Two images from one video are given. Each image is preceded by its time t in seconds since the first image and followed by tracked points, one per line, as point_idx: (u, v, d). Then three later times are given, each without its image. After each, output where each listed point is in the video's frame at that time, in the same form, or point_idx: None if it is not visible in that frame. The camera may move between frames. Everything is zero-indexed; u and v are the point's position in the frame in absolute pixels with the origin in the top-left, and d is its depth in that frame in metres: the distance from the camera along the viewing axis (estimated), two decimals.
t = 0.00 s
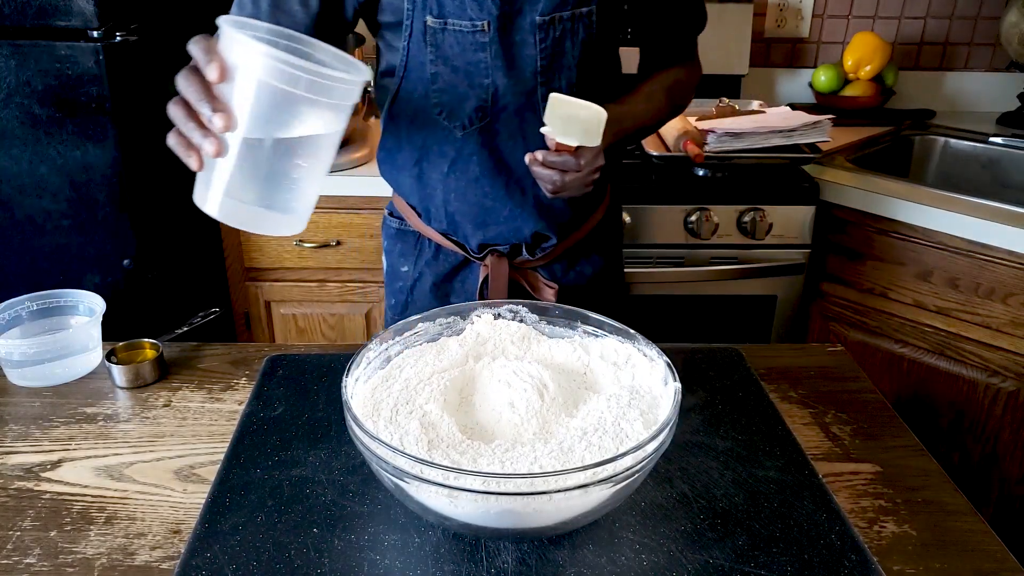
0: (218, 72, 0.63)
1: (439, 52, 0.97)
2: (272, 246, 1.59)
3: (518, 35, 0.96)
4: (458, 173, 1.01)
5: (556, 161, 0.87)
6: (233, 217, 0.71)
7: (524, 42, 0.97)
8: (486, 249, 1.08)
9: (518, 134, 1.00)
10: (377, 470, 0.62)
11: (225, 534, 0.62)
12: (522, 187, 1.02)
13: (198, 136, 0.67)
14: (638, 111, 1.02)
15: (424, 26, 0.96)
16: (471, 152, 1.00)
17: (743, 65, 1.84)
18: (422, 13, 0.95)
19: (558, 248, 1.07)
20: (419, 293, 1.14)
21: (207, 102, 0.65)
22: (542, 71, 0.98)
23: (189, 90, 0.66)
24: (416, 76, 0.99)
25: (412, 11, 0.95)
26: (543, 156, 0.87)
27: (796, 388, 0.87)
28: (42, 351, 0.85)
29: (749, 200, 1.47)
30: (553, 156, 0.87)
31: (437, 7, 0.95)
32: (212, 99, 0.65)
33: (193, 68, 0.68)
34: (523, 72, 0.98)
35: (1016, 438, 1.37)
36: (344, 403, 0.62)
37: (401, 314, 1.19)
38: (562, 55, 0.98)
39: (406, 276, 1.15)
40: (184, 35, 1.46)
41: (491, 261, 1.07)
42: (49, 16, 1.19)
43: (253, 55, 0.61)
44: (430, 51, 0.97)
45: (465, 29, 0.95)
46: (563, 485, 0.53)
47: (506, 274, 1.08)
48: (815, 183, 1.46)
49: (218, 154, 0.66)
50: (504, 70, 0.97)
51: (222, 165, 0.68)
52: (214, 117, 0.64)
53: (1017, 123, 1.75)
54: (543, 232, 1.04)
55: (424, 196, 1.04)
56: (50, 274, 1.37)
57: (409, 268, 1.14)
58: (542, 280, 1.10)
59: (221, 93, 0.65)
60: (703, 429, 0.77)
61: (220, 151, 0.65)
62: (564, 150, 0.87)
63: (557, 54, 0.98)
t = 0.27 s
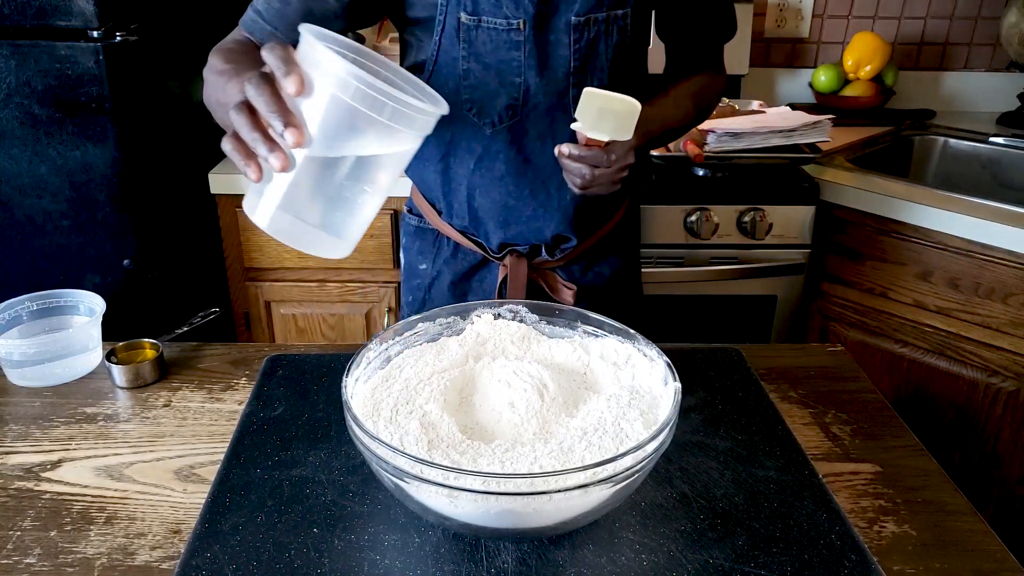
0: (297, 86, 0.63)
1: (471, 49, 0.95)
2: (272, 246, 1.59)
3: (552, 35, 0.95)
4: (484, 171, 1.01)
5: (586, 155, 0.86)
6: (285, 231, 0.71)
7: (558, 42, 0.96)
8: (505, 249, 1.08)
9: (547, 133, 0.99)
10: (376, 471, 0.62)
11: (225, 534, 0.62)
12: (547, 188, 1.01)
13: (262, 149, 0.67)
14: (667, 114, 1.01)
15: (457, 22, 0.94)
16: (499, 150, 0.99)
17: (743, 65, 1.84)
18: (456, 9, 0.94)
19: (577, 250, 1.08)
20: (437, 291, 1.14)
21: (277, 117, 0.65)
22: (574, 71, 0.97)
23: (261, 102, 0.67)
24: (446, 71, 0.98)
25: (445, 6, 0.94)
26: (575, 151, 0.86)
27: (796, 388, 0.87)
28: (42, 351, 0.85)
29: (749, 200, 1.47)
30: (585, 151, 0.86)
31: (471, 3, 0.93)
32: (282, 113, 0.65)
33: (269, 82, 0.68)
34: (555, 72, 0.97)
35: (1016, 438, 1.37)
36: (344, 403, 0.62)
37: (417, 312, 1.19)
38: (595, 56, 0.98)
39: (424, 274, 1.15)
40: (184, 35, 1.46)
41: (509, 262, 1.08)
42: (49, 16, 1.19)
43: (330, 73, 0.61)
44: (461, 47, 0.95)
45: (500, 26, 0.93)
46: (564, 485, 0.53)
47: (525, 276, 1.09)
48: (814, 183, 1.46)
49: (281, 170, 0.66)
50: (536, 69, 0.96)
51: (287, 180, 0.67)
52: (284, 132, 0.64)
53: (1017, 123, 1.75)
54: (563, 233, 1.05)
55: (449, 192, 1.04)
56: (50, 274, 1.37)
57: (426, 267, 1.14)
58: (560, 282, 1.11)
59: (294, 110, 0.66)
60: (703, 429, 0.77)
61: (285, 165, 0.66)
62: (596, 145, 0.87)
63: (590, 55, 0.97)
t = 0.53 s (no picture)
0: (337, 120, 0.57)
1: (488, 49, 0.95)
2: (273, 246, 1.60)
3: (570, 37, 0.95)
4: (496, 171, 1.01)
5: (610, 157, 0.87)
6: (297, 257, 0.64)
7: (576, 45, 0.95)
8: (513, 250, 1.08)
9: (561, 135, 0.99)
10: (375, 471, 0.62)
11: (225, 534, 0.62)
12: (559, 191, 1.02)
13: (286, 176, 0.60)
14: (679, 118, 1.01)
15: (475, 22, 0.94)
16: (513, 150, 0.99)
17: (743, 65, 1.84)
18: (474, 9, 0.93)
19: (586, 251, 1.08)
20: (444, 292, 1.14)
21: (310, 147, 0.59)
22: (590, 75, 0.97)
23: (292, 127, 0.60)
24: (461, 70, 0.97)
25: (463, 5, 0.93)
26: (598, 152, 0.87)
27: (795, 388, 0.87)
28: (42, 352, 0.85)
29: (749, 200, 1.47)
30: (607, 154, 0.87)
31: (490, 4, 0.93)
32: (317, 143, 0.59)
33: (302, 104, 0.62)
34: (572, 74, 0.97)
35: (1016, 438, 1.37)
36: (344, 403, 0.62)
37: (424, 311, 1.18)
38: (611, 60, 0.98)
39: (431, 275, 1.14)
40: (183, 35, 1.46)
41: (518, 263, 1.06)
42: (48, 16, 1.19)
43: (372, 106, 0.56)
44: (478, 47, 0.95)
45: (518, 27, 0.93)
46: (564, 485, 0.53)
47: (534, 273, 1.07)
48: (814, 183, 1.46)
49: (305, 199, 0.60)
50: (553, 72, 0.96)
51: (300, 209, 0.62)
52: (317, 164, 0.58)
53: (1017, 123, 1.76)
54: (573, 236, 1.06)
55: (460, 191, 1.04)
56: (50, 274, 1.37)
57: (433, 268, 1.13)
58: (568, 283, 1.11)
59: (329, 140, 0.60)
60: (704, 429, 0.77)
61: (312, 197, 0.59)
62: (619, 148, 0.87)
63: (606, 58, 0.97)
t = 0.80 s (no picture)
0: (360, 142, 0.57)
1: (496, 50, 0.94)
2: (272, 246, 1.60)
3: (579, 39, 0.95)
4: (501, 172, 1.01)
5: (626, 161, 0.88)
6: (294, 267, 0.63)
7: (584, 47, 0.95)
8: (517, 252, 1.08)
9: (567, 137, 0.99)
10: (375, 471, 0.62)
11: (225, 534, 0.62)
12: (564, 193, 1.02)
13: (298, 189, 0.59)
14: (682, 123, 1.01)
15: (483, 23, 0.93)
16: (518, 152, 0.99)
17: (743, 65, 1.84)
18: (482, 10, 0.93)
19: (590, 252, 1.08)
20: (446, 292, 1.15)
21: (329, 162, 0.58)
22: (598, 77, 0.97)
23: (313, 141, 0.60)
24: (468, 72, 0.97)
25: (471, 6, 0.93)
26: (614, 156, 0.88)
27: (795, 388, 0.87)
28: (42, 351, 0.85)
29: (749, 200, 1.47)
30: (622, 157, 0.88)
31: (498, 5, 0.92)
32: (335, 159, 0.58)
33: (323, 119, 0.62)
34: (579, 76, 0.96)
35: (1016, 438, 1.37)
36: (344, 403, 0.62)
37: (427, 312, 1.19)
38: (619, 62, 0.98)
39: (433, 276, 1.15)
40: (183, 34, 1.45)
41: (522, 265, 1.07)
42: (49, 16, 1.19)
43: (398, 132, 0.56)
44: (485, 48, 0.94)
45: (526, 29, 0.93)
46: (564, 485, 0.53)
47: (538, 277, 1.08)
48: (814, 183, 1.46)
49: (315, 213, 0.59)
50: (561, 74, 0.95)
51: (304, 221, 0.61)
52: (334, 181, 0.57)
53: (1017, 123, 1.76)
54: (577, 238, 1.06)
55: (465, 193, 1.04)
56: (50, 274, 1.37)
57: (436, 269, 1.15)
58: (572, 284, 1.11)
59: (348, 159, 0.59)
60: (703, 429, 0.77)
61: (324, 214, 0.58)
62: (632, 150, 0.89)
63: (615, 60, 0.97)
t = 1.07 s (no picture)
0: (370, 166, 0.58)
1: (500, 52, 0.94)
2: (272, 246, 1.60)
3: (584, 43, 0.95)
4: (505, 174, 1.01)
5: (635, 163, 0.88)
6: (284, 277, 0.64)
7: (589, 50, 0.95)
8: (518, 253, 1.08)
9: (572, 140, 0.99)
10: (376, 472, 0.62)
11: (225, 534, 0.62)
12: (568, 195, 1.02)
13: (299, 205, 0.58)
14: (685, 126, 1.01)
15: (487, 26, 0.93)
16: (522, 155, 0.99)
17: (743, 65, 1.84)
18: (486, 12, 0.93)
19: (592, 254, 1.08)
20: (448, 293, 1.15)
21: (333, 181, 0.58)
22: (603, 80, 0.97)
23: (319, 157, 0.60)
24: (472, 73, 0.97)
25: (476, 9, 0.93)
26: (623, 159, 0.88)
27: (795, 388, 0.87)
28: (42, 352, 0.85)
29: (749, 200, 1.47)
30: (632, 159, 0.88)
31: (503, 7, 0.92)
32: (339, 179, 0.58)
33: (330, 135, 0.62)
34: (584, 80, 0.96)
35: (1016, 438, 1.37)
36: (345, 404, 0.62)
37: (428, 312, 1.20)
38: (624, 66, 0.98)
39: (435, 278, 1.15)
40: (183, 35, 1.45)
41: (525, 266, 1.07)
42: (49, 16, 1.19)
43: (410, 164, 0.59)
44: (490, 50, 0.94)
45: (531, 32, 0.93)
46: (564, 485, 0.53)
47: (541, 278, 1.08)
48: (814, 183, 1.46)
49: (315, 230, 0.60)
50: (566, 77, 0.95)
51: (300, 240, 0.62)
52: (337, 202, 0.57)
53: (1017, 123, 1.76)
54: (579, 241, 1.06)
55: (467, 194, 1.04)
56: (50, 274, 1.36)
57: (437, 270, 1.15)
58: (574, 285, 1.12)
59: (352, 180, 0.61)
60: (703, 429, 0.77)
61: (323, 232, 0.57)
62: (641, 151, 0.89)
63: (620, 64, 0.97)
